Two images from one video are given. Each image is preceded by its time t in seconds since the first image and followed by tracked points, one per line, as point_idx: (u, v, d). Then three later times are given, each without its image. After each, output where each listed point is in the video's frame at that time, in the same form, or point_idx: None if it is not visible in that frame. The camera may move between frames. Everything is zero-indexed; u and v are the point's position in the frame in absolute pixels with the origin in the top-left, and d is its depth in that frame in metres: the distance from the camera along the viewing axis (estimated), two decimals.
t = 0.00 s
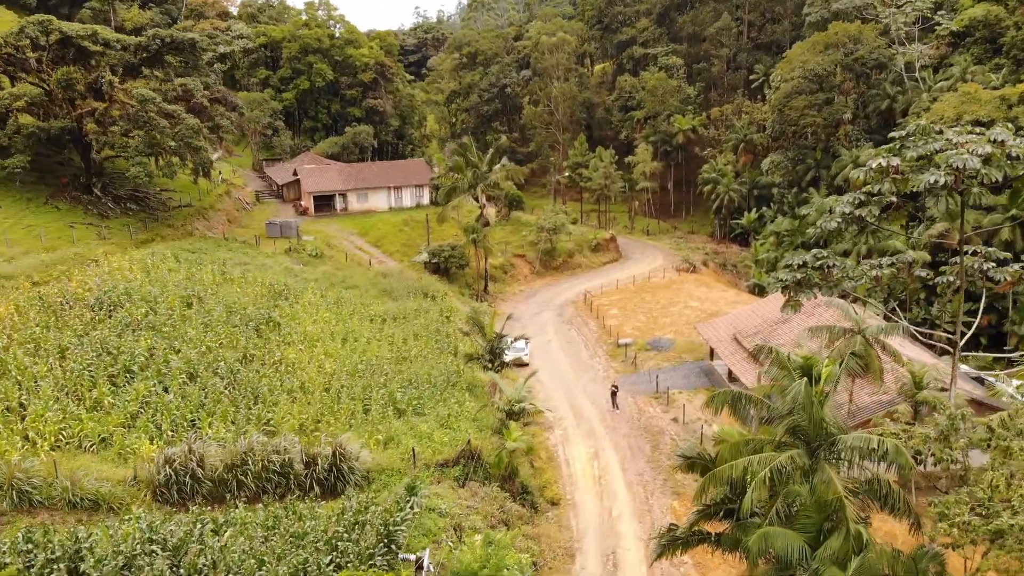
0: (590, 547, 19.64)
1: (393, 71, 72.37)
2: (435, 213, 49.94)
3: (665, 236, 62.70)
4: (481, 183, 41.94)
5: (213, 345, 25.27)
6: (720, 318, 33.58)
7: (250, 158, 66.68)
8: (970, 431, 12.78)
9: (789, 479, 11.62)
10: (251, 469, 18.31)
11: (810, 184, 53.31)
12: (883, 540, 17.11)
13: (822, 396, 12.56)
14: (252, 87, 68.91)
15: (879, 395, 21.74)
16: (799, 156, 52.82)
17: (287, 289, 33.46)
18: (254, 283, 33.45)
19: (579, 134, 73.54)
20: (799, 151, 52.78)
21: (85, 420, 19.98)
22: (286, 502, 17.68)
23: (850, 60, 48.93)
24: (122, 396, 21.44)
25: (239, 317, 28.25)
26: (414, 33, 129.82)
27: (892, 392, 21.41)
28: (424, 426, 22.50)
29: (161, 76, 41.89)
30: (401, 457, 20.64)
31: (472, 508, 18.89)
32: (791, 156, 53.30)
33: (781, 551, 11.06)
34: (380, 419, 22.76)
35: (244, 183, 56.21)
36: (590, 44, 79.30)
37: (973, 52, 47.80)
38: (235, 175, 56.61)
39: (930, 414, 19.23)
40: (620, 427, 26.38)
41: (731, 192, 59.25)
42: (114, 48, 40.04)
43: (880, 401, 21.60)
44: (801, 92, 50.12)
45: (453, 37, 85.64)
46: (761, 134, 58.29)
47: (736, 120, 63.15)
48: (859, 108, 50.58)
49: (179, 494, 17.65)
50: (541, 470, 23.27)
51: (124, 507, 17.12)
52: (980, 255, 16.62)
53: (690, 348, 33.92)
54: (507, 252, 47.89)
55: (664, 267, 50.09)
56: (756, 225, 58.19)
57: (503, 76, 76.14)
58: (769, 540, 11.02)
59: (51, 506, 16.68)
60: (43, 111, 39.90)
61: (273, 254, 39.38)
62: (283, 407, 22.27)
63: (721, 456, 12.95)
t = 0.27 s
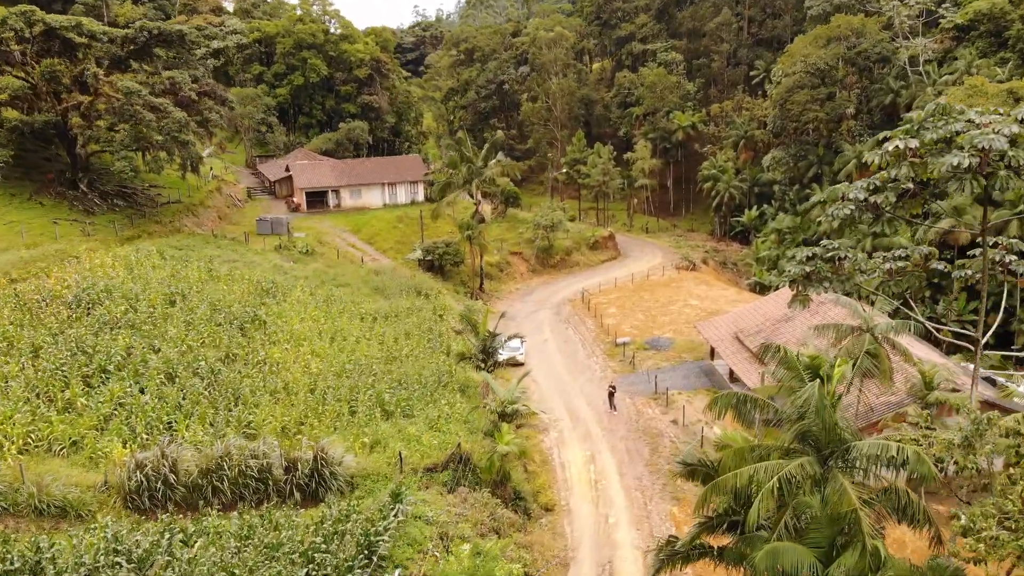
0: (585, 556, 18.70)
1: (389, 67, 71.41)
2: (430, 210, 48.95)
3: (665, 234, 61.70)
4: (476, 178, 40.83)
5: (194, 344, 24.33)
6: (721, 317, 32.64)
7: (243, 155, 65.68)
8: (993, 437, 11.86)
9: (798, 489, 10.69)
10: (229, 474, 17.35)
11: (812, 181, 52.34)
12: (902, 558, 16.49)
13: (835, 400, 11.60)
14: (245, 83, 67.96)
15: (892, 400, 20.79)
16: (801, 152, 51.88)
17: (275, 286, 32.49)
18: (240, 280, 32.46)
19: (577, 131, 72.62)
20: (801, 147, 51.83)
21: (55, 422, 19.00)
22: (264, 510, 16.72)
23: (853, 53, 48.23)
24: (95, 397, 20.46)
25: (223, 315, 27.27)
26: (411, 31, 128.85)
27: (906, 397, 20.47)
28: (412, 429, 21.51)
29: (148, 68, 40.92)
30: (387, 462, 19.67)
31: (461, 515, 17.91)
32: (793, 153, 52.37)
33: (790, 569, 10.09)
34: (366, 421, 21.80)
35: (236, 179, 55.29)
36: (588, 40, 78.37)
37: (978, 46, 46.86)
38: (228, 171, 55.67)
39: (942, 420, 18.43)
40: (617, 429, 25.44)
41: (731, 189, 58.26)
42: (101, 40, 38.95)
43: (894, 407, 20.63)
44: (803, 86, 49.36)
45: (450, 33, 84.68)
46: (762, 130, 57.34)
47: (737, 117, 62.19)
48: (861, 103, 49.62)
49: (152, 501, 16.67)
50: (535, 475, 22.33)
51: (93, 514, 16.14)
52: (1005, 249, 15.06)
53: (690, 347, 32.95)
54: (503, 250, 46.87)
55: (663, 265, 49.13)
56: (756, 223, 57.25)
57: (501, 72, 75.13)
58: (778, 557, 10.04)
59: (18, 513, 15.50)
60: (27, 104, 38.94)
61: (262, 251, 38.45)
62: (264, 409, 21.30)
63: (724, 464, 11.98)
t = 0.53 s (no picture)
0: (581, 566, 17.78)
1: (385, 62, 70.47)
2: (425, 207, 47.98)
3: (665, 232, 60.71)
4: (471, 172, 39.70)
5: (175, 344, 23.38)
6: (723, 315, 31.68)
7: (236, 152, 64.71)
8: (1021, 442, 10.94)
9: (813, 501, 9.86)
10: (205, 480, 16.43)
11: (814, 177, 51.39)
12: (915, 567, 16.08)
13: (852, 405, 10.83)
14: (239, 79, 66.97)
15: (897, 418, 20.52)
16: (803, 147, 51.10)
17: (263, 284, 31.54)
18: (228, 278, 31.52)
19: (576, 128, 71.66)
20: (803, 143, 50.84)
21: (23, 425, 18.05)
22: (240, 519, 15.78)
23: (856, 47, 47.24)
24: (69, 399, 19.54)
25: (207, 314, 26.35)
26: (410, 29, 127.89)
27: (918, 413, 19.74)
28: (401, 433, 20.56)
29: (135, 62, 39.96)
30: (373, 467, 18.72)
31: (450, 524, 16.96)
32: (795, 149, 51.44)
33: None
34: (352, 424, 20.85)
35: (229, 176, 54.36)
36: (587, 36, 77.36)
37: (984, 39, 45.86)
38: (220, 168, 54.74)
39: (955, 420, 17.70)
40: (615, 431, 24.50)
41: (732, 186, 57.26)
42: (88, 33, 38.15)
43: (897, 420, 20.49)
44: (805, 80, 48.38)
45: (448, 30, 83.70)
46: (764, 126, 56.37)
47: (737, 113, 61.23)
48: (865, 98, 48.66)
49: (124, 508, 15.73)
50: (530, 479, 21.41)
51: (60, 523, 15.17)
52: None
53: (691, 347, 31.96)
54: (500, 247, 45.89)
55: (663, 263, 48.18)
56: (757, 221, 56.32)
57: (499, 69, 73.99)
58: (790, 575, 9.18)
59: None
60: (12, 98, 37.97)
61: (252, 248, 37.55)
62: (245, 411, 20.35)
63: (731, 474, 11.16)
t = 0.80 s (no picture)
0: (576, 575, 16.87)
1: (381, 58, 69.60)
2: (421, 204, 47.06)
3: (665, 230, 59.78)
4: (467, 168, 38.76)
5: (156, 342, 22.46)
6: (725, 313, 30.80)
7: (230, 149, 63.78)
8: None
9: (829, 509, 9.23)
10: (179, 485, 15.51)
11: (816, 174, 50.51)
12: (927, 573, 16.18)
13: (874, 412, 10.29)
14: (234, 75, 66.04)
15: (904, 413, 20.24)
16: (805, 143, 50.26)
17: (252, 281, 30.64)
18: (215, 276, 30.61)
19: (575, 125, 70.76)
20: (806, 139, 49.94)
21: None
22: (214, 527, 14.86)
23: (859, 40, 45.93)
24: (40, 399, 18.62)
25: (191, 311, 25.43)
26: (409, 27, 127.08)
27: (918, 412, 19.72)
28: (388, 435, 19.64)
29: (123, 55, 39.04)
30: (358, 471, 17.81)
31: (438, 531, 16.05)
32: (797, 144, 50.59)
33: None
34: (338, 426, 19.93)
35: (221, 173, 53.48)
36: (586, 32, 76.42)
37: (990, 32, 44.95)
38: (213, 164, 53.85)
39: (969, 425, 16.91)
40: (614, 433, 23.57)
41: (733, 183, 56.36)
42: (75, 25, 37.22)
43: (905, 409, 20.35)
44: (807, 74, 47.30)
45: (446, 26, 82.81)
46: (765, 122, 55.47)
47: (738, 109, 60.37)
48: (868, 93, 47.77)
49: (94, 515, 14.83)
50: (524, 483, 20.52)
51: (25, 531, 14.19)
52: None
53: (692, 346, 31.03)
54: (496, 244, 44.99)
55: (663, 260, 47.27)
56: (759, 218, 55.45)
57: (496, 65, 72.30)
58: None
59: None
60: None
61: (242, 244, 36.68)
62: (226, 412, 19.45)
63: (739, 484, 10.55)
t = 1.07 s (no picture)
0: None
1: (377, 53, 68.66)
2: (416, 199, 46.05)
3: (665, 227, 58.85)
4: (462, 162, 37.71)
5: (135, 339, 21.53)
6: (726, 309, 29.93)
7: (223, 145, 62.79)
8: None
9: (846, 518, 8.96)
10: (151, 488, 14.62)
11: (819, 169, 49.59)
12: None
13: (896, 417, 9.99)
14: (227, 69, 65.02)
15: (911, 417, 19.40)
16: (807, 138, 49.39)
17: (239, 277, 29.75)
18: (202, 271, 29.68)
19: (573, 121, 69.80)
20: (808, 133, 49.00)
21: None
22: (186, 534, 13.96)
23: (863, 32, 44.99)
24: (9, 397, 17.66)
25: (174, 307, 24.51)
26: (408, 26, 126.38)
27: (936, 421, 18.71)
28: (375, 435, 18.73)
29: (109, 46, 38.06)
30: (343, 474, 16.91)
31: (425, 537, 15.12)
32: (799, 139, 49.84)
33: None
34: (322, 426, 18.99)
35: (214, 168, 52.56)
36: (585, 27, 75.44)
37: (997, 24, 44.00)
38: (205, 160, 52.90)
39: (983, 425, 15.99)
40: (612, 433, 22.67)
41: (734, 179, 55.41)
42: (63, 16, 36.04)
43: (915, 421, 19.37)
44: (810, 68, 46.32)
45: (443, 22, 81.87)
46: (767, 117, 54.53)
47: (739, 104, 59.48)
48: (872, 86, 46.92)
49: (61, 520, 13.96)
50: (518, 485, 19.65)
51: None
52: None
53: (692, 343, 30.11)
54: (493, 241, 44.05)
55: (663, 257, 46.37)
56: (760, 214, 54.55)
57: (495, 61, 71.66)
58: None
59: None
60: None
61: (231, 240, 35.80)
62: (205, 411, 18.54)
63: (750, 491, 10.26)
